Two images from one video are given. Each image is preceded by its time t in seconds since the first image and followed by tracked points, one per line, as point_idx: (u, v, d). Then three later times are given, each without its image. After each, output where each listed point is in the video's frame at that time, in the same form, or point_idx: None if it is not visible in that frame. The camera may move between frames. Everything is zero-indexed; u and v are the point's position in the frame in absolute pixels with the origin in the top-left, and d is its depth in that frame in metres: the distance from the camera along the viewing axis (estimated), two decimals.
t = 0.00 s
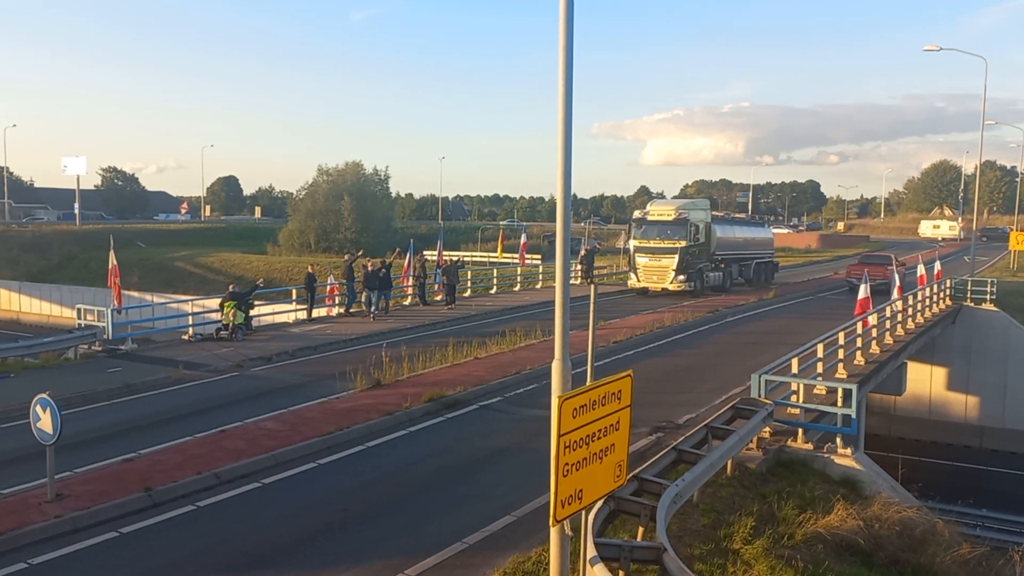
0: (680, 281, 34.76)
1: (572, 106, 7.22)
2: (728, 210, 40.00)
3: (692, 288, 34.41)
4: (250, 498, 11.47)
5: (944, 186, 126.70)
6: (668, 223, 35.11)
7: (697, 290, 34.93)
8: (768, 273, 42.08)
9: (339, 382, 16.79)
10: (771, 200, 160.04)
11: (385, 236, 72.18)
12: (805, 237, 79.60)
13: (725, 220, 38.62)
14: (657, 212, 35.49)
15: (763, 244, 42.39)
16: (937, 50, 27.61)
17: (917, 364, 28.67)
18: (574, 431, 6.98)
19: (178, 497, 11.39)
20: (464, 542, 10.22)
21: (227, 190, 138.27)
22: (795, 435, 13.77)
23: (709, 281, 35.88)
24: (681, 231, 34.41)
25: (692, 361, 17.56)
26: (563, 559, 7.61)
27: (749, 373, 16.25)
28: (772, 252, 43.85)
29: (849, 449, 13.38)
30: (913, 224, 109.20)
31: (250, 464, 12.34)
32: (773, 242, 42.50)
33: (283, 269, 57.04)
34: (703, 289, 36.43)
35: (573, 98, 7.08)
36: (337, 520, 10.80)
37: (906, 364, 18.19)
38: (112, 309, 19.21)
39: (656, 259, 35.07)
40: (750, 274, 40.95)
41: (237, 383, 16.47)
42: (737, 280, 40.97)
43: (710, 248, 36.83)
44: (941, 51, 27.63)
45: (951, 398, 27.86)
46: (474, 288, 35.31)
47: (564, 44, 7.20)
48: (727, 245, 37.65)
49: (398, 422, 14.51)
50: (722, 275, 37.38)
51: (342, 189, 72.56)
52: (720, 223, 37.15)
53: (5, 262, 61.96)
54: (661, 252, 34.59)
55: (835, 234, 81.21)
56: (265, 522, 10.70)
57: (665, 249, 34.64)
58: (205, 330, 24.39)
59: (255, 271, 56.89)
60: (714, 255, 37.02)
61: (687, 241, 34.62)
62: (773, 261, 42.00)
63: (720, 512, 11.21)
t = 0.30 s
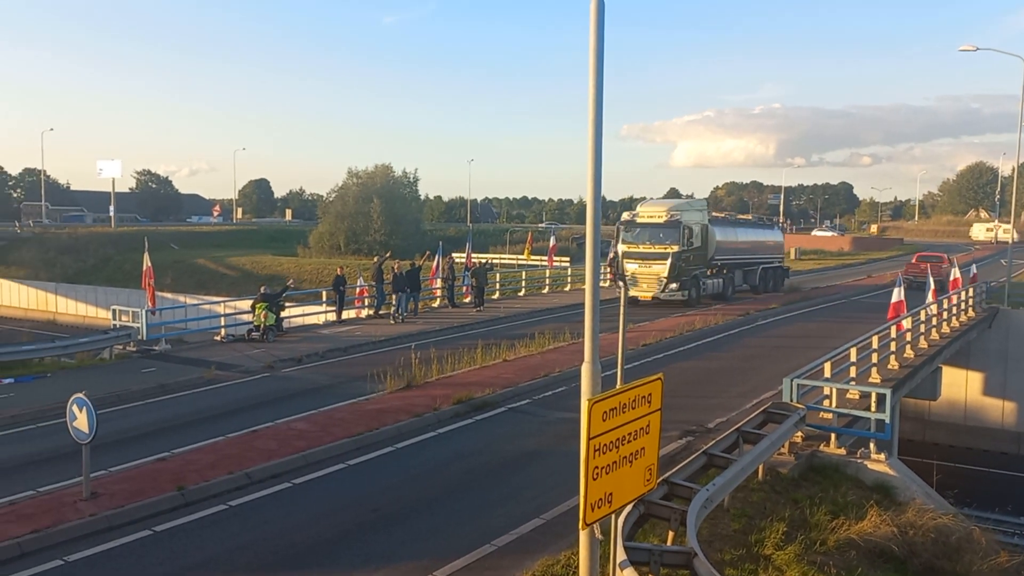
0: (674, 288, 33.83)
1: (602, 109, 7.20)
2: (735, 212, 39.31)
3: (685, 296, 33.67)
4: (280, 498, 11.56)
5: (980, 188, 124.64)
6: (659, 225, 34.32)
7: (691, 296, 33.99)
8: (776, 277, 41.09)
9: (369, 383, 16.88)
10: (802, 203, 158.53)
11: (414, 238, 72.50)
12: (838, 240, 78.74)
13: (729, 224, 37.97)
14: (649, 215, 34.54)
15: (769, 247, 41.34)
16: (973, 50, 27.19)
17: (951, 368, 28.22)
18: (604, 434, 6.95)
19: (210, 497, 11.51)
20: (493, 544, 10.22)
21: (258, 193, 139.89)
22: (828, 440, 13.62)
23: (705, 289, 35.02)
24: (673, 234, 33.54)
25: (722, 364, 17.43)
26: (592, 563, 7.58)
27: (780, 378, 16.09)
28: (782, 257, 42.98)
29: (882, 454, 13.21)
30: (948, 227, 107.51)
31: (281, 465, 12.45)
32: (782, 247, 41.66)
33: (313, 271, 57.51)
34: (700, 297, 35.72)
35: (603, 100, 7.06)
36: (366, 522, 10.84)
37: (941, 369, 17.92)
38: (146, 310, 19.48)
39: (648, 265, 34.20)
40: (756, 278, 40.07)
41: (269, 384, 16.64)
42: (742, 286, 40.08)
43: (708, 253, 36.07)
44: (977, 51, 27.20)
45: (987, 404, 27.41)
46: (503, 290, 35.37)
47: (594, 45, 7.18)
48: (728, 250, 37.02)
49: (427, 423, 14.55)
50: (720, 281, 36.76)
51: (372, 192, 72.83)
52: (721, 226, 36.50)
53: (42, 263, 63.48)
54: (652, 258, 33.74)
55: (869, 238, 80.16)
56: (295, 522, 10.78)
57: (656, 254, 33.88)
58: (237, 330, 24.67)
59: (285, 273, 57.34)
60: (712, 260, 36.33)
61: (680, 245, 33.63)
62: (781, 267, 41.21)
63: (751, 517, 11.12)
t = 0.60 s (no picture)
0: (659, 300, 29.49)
1: (637, 112, 7.17)
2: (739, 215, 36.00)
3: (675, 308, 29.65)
4: (314, 499, 11.65)
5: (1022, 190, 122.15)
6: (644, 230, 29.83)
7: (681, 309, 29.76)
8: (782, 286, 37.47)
9: (401, 385, 16.96)
10: (838, 205, 156.59)
11: (446, 241, 72.67)
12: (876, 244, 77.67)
13: (729, 226, 34.54)
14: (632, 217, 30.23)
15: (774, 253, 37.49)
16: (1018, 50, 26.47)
17: (993, 372, 27.17)
18: (638, 438, 6.92)
19: (246, 497, 11.65)
20: (526, 548, 10.23)
21: (292, 197, 141.35)
22: (865, 446, 13.44)
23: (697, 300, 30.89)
24: (660, 240, 29.49)
25: (756, 369, 17.28)
26: (626, 568, 7.55)
27: (816, 382, 15.91)
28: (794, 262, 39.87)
29: (921, 461, 12.99)
30: (990, 231, 105.47)
31: (315, 466, 12.56)
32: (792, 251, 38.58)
33: (347, 274, 57.95)
34: (692, 309, 31.87)
35: (638, 104, 7.02)
36: (398, 524, 10.88)
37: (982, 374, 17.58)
38: (183, 312, 19.76)
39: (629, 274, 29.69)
40: (761, 287, 36.46)
41: (302, 386, 16.78)
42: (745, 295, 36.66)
43: (702, 261, 32.22)
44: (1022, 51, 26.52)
45: None
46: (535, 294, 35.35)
47: (628, 50, 7.15)
48: (729, 255, 33.70)
49: (459, 426, 14.58)
50: (720, 291, 33.33)
51: (405, 196, 73.06)
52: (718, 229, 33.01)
53: (83, 266, 64.87)
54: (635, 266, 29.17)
55: (910, 241, 78.88)
56: (328, 523, 10.87)
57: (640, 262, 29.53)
58: (273, 332, 24.94)
59: (319, 275, 57.72)
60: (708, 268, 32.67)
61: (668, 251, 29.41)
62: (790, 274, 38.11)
63: (787, 523, 11.01)
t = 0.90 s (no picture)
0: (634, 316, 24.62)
1: (670, 111, 7.11)
2: (731, 215, 31.18)
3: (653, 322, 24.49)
4: (346, 498, 11.75)
5: None
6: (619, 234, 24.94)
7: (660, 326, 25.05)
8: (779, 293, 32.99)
9: (432, 386, 17.04)
10: (872, 206, 154.56)
11: (477, 241, 72.89)
12: (913, 245, 76.63)
13: (717, 227, 29.57)
14: (603, 217, 25.10)
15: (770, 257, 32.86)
16: None
17: None
18: (671, 441, 6.88)
19: (279, 495, 11.78)
20: (556, 549, 10.22)
21: (325, 198, 142.58)
22: (901, 450, 13.25)
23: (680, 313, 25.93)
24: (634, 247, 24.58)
25: (789, 371, 17.12)
26: (658, 570, 7.51)
27: (851, 386, 15.71)
28: (798, 267, 35.26)
29: (959, 466, 12.77)
30: None
31: (346, 465, 12.66)
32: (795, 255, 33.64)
33: (378, 275, 58.37)
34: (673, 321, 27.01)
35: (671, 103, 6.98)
36: (428, 524, 10.93)
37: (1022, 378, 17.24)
38: (218, 312, 20.01)
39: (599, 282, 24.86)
40: (755, 294, 32.00)
41: (334, 385, 16.92)
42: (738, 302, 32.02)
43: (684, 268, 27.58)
44: None
45: None
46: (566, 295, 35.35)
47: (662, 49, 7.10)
48: (717, 260, 28.73)
49: (489, 427, 14.62)
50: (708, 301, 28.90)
51: (435, 197, 73.45)
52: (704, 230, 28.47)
53: (120, 266, 66.01)
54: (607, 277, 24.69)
55: (948, 243, 77.69)
56: (359, 522, 10.95)
57: (613, 269, 24.57)
58: (306, 331, 25.22)
59: (350, 275, 58.14)
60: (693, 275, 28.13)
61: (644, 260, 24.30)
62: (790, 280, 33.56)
63: (821, 528, 10.89)
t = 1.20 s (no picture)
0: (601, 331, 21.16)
1: (714, 110, 7.06)
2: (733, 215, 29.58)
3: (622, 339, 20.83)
4: (387, 495, 11.85)
5: None
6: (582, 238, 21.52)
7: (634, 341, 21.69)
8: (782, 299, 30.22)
9: (472, 385, 17.10)
10: (917, 205, 151.71)
11: (516, 241, 73.08)
12: (965, 246, 75.06)
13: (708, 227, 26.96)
14: (567, 219, 21.92)
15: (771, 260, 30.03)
16: None
17: None
18: (714, 442, 6.83)
19: (321, 491, 11.91)
20: (597, 550, 10.19)
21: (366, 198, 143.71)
22: (950, 454, 12.98)
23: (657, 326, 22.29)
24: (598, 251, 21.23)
25: (835, 373, 16.88)
26: (701, 573, 7.47)
27: (898, 388, 15.44)
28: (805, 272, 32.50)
29: (1011, 471, 12.47)
30: None
31: (387, 463, 12.77)
32: (804, 257, 31.44)
33: (418, 274, 58.70)
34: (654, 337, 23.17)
35: (715, 102, 6.93)
36: (467, 522, 10.97)
37: None
38: (262, 310, 20.29)
39: (563, 292, 21.59)
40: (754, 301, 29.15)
41: (375, 384, 17.06)
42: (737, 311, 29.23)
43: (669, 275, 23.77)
44: None
45: None
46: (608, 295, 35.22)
47: (706, 46, 7.05)
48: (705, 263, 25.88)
49: (529, 427, 14.64)
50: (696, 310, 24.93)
51: (475, 197, 73.76)
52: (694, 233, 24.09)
53: (166, 265, 67.28)
54: (570, 286, 21.33)
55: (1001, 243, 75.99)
56: (399, 520, 11.02)
57: (578, 279, 21.20)
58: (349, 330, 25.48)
59: (390, 275, 58.51)
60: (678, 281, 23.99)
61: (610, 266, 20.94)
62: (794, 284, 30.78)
63: (866, 532, 10.73)
